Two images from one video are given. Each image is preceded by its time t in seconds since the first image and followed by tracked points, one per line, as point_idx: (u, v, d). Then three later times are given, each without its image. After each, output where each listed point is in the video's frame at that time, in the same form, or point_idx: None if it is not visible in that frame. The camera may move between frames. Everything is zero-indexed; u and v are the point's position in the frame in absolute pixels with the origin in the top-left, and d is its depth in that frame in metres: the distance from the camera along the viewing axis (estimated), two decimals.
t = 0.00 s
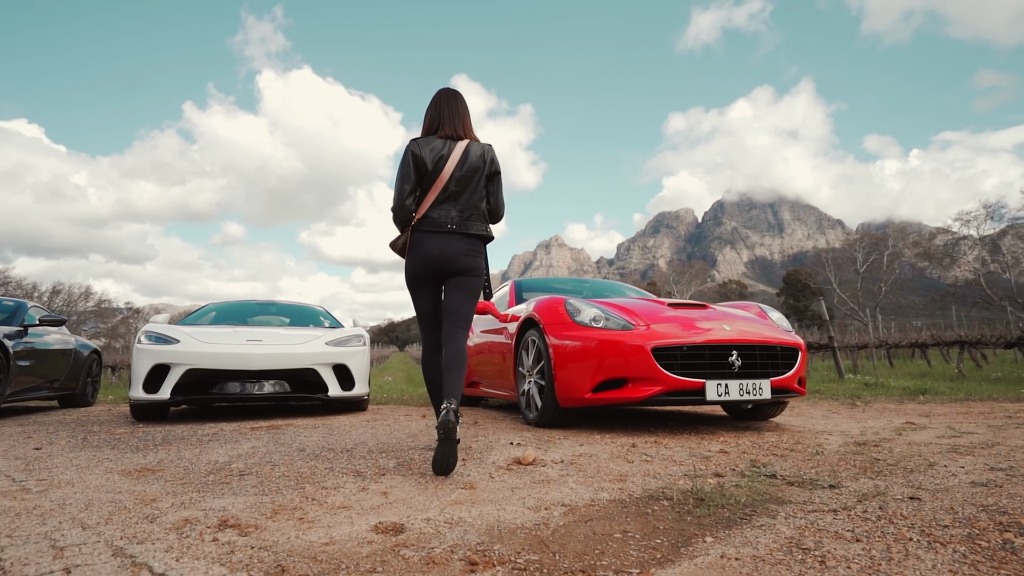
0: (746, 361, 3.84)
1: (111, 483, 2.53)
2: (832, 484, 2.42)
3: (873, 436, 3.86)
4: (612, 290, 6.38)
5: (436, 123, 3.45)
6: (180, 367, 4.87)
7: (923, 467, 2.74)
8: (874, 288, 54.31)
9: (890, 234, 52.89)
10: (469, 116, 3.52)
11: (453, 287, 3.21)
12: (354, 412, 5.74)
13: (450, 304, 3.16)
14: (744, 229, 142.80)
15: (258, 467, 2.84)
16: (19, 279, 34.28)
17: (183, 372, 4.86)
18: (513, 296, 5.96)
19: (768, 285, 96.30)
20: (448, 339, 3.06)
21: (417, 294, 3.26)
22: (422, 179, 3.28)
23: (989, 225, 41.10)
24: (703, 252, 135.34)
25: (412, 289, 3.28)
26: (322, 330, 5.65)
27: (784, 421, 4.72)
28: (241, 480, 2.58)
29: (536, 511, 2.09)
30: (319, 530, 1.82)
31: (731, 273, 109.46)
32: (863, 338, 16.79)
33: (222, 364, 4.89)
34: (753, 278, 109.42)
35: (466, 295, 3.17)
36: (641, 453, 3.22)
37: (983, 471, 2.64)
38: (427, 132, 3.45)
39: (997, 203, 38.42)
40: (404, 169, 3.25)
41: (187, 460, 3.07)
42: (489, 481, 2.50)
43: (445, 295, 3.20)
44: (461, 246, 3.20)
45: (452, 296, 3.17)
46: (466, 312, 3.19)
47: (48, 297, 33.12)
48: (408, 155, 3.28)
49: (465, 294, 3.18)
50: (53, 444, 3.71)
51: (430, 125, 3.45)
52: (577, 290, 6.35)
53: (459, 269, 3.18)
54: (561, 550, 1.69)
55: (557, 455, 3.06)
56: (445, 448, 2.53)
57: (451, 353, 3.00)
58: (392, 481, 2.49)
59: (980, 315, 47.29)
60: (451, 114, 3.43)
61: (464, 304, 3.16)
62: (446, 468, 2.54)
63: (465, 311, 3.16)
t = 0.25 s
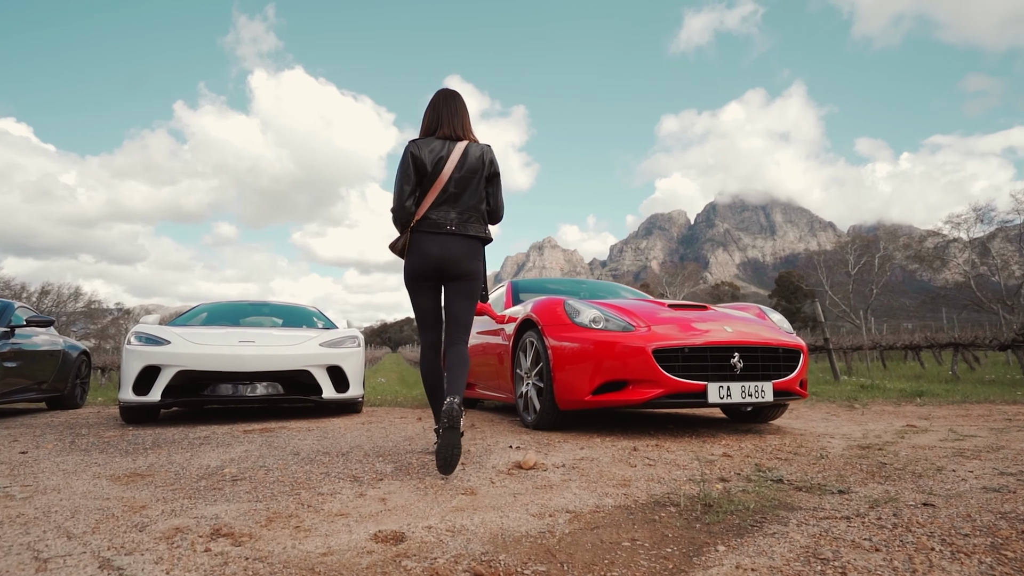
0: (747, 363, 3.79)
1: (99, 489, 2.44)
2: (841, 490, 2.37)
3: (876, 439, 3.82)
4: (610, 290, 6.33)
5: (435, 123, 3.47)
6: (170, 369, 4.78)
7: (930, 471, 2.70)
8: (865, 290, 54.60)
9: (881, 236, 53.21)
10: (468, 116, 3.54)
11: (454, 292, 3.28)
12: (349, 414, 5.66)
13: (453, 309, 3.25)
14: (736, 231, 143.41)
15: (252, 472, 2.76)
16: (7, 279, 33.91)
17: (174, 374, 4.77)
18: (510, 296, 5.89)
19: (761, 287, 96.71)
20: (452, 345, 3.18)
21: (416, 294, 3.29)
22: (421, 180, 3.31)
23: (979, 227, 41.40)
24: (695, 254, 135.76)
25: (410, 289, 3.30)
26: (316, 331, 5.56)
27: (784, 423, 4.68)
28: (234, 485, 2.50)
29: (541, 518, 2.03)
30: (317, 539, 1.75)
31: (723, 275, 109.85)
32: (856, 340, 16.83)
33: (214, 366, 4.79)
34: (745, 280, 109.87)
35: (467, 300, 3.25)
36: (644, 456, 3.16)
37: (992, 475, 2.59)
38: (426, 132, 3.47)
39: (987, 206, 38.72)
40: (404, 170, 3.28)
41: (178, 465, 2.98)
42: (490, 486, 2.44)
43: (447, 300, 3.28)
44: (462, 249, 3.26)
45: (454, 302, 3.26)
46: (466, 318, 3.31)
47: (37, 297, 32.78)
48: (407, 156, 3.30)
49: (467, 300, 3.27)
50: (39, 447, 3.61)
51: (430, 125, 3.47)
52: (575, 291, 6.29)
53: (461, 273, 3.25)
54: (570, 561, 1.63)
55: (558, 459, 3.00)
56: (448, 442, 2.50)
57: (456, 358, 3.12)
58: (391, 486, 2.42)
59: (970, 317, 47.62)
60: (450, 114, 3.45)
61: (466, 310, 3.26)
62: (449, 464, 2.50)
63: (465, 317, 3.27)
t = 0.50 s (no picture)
0: (749, 364, 3.74)
1: (88, 496, 2.37)
2: (849, 494, 2.33)
3: (878, 441, 3.78)
4: (608, 291, 6.28)
5: (434, 125, 3.66)
6: (163, 371, 4.70)
7: (938, 474, 2.66)
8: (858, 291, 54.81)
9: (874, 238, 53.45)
10: (466, 119, 3.72)
11: (455, 295, 3.49)
12: (344, 417, 5.59)
13: (454, 314, 3.48)
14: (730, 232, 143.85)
15: (246, 477, 2.70)
16: None
17: (167, 376, 4.69)
18: (508, 297, 5.84)
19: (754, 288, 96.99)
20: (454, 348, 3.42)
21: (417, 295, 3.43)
22: (420, 182, 3.49)
23: (971, 228, 41.63)
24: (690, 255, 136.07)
25: (410, 290, 3.43)
26: (311, 332, 5.49)
27: (785, 425, 4.63)
28: (228, 491, 2.43)
29: (545, 525, 1.97)
30: (315, 548, 1.69)
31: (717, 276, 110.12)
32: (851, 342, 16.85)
33: (207, 368, 4.72)
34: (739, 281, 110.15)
35: (468, 304, 3.47)
36: (646, 460, 3.10)
37: (1000, 478, 2.56)
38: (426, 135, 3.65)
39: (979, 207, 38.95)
40: (404, 172, 3.46)
41: (170, 470, 2.91)
42: (491, 491, 2.38)
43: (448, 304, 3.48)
44: (461, 250, 3.45)
45: (455, 307, 3.48)
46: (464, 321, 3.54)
47: (28, 298, 32.48)
48: (408, 158, 3.48)
49: (467, 305, 3.49)
50: (27, 452, 3.53)
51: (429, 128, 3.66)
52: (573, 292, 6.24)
53: (462, 277, 3.45)
54: (578, 570, 1.57)
55: (559, 463, 2.94)
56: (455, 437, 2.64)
57: (459, 360, 3.37)
58: (390, 492, 2.35)
59: (962, 318, 47.86)
60: (449, 117, 3.64)
61: (465, 314, 3.49)
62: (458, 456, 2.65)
63: (464, 320, 3.50)
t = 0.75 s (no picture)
0: (752, 366, 3.69)
1: (75, 504, 2.29)
2: (860, 499, 2.27)
3: (883, 443, 3.73)
4: (607, 293, 6.23)
5: (434, 126, 3.68)
6: (155, 374, 4.61)
7: (947, 477, 2.61)
8: (852, 292, 55.01)
9: (868, 239, 53.68)
10: (467, 120, 3.74)
11: (455, 298, 3.53)
12: (340, 420, 5.51)
13: (455, 318, 3.55)
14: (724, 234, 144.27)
15: (240, 484, 2.62)
16: None
17: (159, 379, 4.60)
18: (506, 298, 5.78)
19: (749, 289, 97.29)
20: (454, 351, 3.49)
21: (418, 296, 3.43)
22: (418, 183, 3.52)
23: (963, 230, 41.88)
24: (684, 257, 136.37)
25: (410, 292, 3.44)
26: (307, 334, 5.41)
27: (786, 428, 4.58)
28: (221, 499, 2.35)
29: (550, 534, 1.91)
30: (313, 560, 1.62)
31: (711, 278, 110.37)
32: (846, 343, 16.87)
33: (201, 370, 4.63)
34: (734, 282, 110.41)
35: (469, 307, 3.55)
36: (650, 464, 3.04)
37: (1011, 482, 2.51)
38: (425, 135, 3.68)
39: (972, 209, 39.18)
40: (403, 173, 3.49)
41: (161, 476, 2.83)
42: (493, 498, 2.31)
43: (448, 307, 3.53)
44: (461, 251, 3.48)
45: (456, 310, 3.54)
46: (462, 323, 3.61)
47: (18, 299, 32.19)
48: (407, 159, 3.51)
49: (466, 307, 3.55)
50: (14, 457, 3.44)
51: (428, 129, 3.68)
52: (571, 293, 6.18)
53: (464, 281, 3.49)
54: None
55: (561, 468, 2.88)
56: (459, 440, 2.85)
57: (459, 362, 3.45)
58: (389, 499, 2.28)
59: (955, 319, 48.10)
60: (448, 117, 3.66)
61: (465, 316, 3.56)
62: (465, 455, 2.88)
63: (463, 322, 3.58)
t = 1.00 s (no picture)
0: (757, 368, 3.64)
1: (64, 512, 2.21)
2: (872, 505, 2.22)
3: (888, 446, 3.68)
4: (607, 294, 6.17)
5: (434, 128, 3.65)
6: (148, 376, 4.52)
7: (959, 481, 2.55)
8: (847, 294, 55.16)
9: (863, 241, 53.85)
10: (467, 121, 3.70)
11: (456, 298, 3.51)
12: (337, 423, 5.43)
13: (456, 319, 3.54)
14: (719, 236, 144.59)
15: (235, 490, 2.54)
16: None
17: (152, 382, 4.51)
18: (505, 300, 5.71)
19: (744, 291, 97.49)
20: (455, 352, 3.50)
21: (420, 297, 3.39)
22: (417, 183, 3.49)
23: (957, 232, 42.06)
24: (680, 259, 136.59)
25: (412, 293, 3.40)
26: (303, 336, 5.33)
27: (790, 431, 4.52)
28: (215, 506, 2.28)
29: (557, 542, 1.84)
30: (311, 572, 1.55)
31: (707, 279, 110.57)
32: (843, 344, 16.86)
33: (195, 373, 4.55)
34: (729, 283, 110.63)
35: (470, 308, 3.54)
36: (654, 468, 2.98)
37: None
38: (425, 136, 3.64)
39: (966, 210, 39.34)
40: (401, 172, 3.45)
41: (153, 482, 2.75)
42: (496, 505, 2.24)
43: (450, 308, 3.52)
44: (462, 252, 3.45)
45: (457, 311, 3.53)
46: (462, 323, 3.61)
47: (11, 301, 31.96)
48: (406, 158, 3.47)
49: (468, 308, 3.55)
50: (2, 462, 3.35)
51: (428, 129, 3.65)
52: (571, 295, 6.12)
53: (467, 283, 3.46)
54: None
55: (565, 472, 2.81)
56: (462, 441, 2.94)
57: (459, 363, 3.46)
58: (388, 506, 2.21)
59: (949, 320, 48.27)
60: (448, 117, 3.63)
61: (466, 317, 3.56)
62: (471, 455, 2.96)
63: (464, 323, 3.57)
